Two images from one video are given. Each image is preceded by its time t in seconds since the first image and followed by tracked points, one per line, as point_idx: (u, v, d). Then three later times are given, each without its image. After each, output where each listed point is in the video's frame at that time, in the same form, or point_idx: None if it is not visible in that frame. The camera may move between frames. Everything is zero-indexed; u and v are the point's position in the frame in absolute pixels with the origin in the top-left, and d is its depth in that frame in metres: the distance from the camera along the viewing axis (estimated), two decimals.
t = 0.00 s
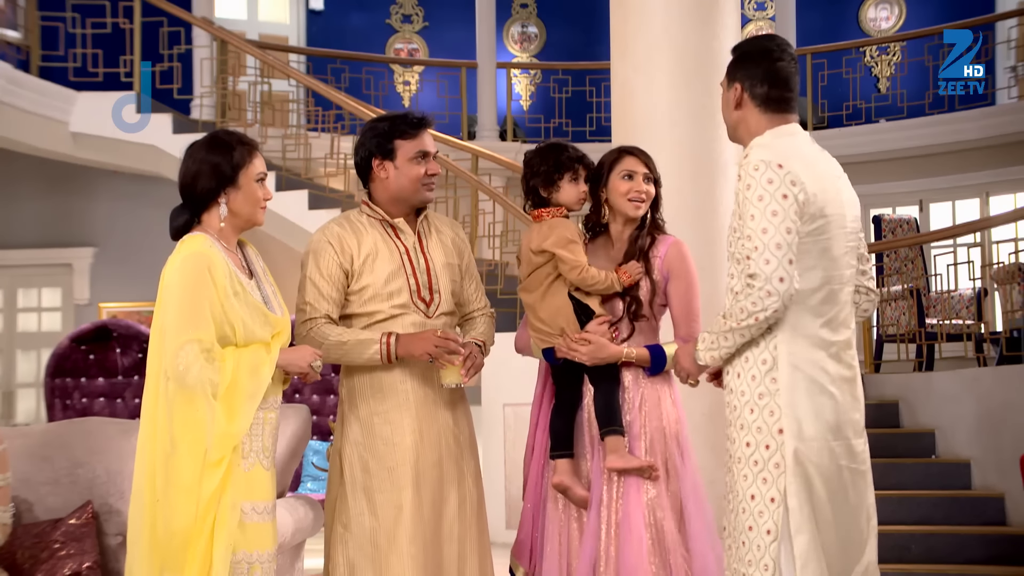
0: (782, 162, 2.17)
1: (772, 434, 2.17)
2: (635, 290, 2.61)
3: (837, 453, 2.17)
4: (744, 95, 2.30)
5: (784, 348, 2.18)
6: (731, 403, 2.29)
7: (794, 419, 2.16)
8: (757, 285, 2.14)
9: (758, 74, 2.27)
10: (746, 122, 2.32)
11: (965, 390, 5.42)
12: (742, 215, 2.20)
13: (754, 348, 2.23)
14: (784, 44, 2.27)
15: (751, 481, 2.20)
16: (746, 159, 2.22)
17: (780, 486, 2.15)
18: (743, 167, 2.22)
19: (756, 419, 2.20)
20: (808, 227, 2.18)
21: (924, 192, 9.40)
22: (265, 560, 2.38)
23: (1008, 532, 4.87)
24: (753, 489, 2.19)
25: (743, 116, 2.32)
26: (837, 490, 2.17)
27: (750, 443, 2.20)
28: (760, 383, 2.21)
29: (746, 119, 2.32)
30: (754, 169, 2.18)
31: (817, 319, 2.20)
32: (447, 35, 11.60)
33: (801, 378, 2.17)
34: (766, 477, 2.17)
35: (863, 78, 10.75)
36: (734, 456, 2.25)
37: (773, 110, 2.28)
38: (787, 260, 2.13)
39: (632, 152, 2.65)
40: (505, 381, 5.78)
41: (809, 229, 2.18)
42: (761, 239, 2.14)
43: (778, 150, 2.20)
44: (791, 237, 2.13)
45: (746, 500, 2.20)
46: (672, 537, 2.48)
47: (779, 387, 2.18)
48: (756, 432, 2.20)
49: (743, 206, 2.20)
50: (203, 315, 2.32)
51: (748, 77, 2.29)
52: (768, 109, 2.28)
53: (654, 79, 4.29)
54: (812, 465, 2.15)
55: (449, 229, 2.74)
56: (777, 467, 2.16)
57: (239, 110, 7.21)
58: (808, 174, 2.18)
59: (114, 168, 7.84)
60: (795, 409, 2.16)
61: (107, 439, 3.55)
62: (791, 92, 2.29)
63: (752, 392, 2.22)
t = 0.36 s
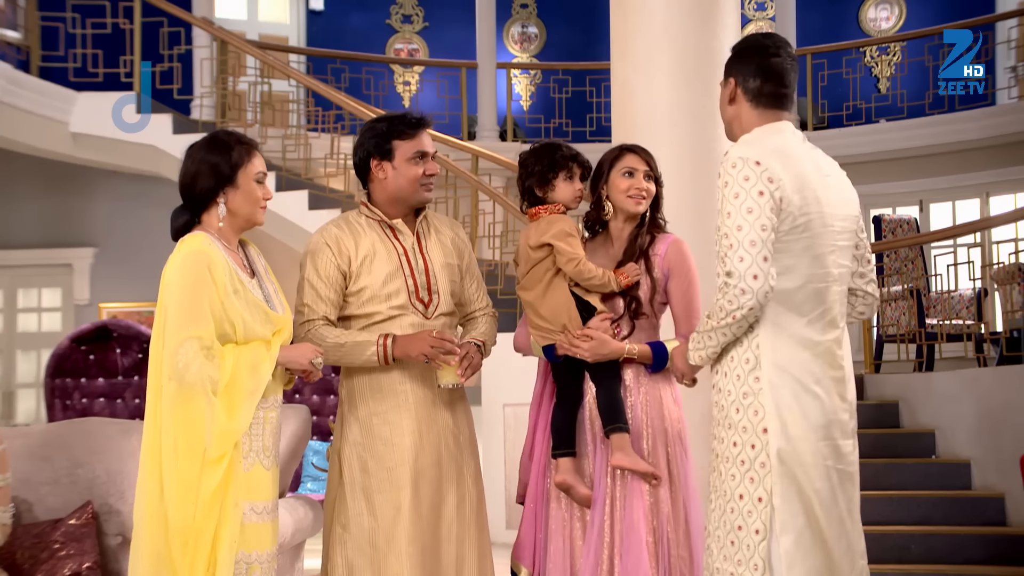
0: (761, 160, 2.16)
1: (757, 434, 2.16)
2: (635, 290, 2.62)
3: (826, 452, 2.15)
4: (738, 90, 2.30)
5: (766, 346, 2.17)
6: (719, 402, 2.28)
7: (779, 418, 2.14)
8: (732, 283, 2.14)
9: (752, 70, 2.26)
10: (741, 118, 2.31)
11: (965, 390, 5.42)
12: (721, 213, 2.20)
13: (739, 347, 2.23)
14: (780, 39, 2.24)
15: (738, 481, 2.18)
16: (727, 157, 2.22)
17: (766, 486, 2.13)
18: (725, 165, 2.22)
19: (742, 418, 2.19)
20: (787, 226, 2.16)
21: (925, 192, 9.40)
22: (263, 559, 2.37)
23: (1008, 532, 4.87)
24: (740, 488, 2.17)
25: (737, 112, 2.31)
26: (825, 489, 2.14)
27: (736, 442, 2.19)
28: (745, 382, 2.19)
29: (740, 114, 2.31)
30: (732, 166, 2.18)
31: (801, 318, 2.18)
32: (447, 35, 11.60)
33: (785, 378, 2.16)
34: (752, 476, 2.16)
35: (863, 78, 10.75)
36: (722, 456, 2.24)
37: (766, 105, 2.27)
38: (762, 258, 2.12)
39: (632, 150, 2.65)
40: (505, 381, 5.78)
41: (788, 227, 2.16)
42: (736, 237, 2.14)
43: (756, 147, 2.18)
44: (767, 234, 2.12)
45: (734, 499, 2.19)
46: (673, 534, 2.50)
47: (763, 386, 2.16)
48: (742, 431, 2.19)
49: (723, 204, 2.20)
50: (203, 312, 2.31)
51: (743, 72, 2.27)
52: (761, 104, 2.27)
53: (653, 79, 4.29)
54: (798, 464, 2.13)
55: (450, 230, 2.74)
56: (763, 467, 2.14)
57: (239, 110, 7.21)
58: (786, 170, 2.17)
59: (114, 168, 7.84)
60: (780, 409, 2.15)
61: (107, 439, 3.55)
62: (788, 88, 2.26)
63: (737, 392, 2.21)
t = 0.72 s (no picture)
0: (748, 157, 2.16)
1: (749, 432, 2.16)
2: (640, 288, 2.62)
3: (819, 450, 2.14)
4: (739, 85, 2.29)
5: (757, 344, 2.18)
6: (714, 401, 2.28)
7: (770, 416, 2.14)
8: (713, 281, 2.17)
9: (751, 63, 2.26)
10: (742, 116, 2.30)
11: (964, 389, 5.43)
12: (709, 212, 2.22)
13: (730, 346, 2.24)
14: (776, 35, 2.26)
15: (731, 480, 2.19)
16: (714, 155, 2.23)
17: (758, 485, 2.13)
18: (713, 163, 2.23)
19: (735, 416, 2.20)
20: (774, 224, 2.16)
21: (924, 192, 9.41)
22: (262, 559, 2.38)
23: (1007, 532, 4.87)
24: (733, 487, 2.18)
25: (738, 109, 2.30)
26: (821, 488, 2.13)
27: (728, 441, 2.21)
28: (737, 381, 2.20)
29: (742, 111, 2.30)
30: (719, 164, 2.19)
31: (792, 317, 2.17)
32: (447, 35, 11.59)
33: (777, 376, 2.16)
34: (745, 475, 2.16)
35: (863, 78, 10.75)
36: (715, 454, 2.25)
37: (766, 96, 2.26)
38: (743, 256, 2.14)
39: (635, 148, 2.65)
40: (505, 380, 5.78)
41: (775, 225, 2.16)
42: (719, 235, 2.16)
43: (743, 144, 2.19)
44: (749, 233, 2.13)
45: (727, 498, 2.20)
46: (678, 535, 2.51)
47: (754, 384, 2.17)
48: (734, 430, 2.19)
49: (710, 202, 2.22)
50: (202, 311, 2.31)
51: (744, 65, 2.27)
52: (762, 94, 2.26)
53: (654, 79, 4.29)
54: (791, 463, 2.12)
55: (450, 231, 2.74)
56: (755, 465, 2.14)
57: (239, 110, 7.22)
58: (772, 165, 2.16)
59: (114, 168, 7.83)
60: (772, 407, 2.14)
61: (107, 440, 3.55)
62: (788, 78, 2.26)
63: (730, 390, 2.22)
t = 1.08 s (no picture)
0: (774, 154, 2.15)
1: (763, 429, 2.15)
2: (648, 288, 2.62)
3: (829, 446, 2.16)
4: (735, 90, 2.28)
5: (775, 342, 2.16)
6: (722, 398, 2.27)
7: (785, 413, 2.14)
8: (748, 277, 2.12)
9: (744, 68, 2.27)
10: (740, 120, 2.29)
11: (964, 389, 5.43)
12: (732, 208, 2.18)
13: (746, 343, 2.22)
14: (762, 40, 2.29)
15: (741, 476, 2.18)
16: (737, 149, 2.20)
17: (770, 482, 2.13)
18: (735, 158, 2.20)
19: (747, 412, 2.18)
20: (797, 221, 2.16)
21: (925, 192, 9.41)
22: (259, 560, 2.37)
23: (1008, 532, 4.88)
24: (743, 484, 2.18)
25: (737, 115, 2.29)
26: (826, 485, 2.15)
27: (741, 437, 2.19)
28: (752, 377, 2.19)
29: (740, 116, 2.29)
30: (745, 160, 2.16)
31: (805, 314, 2.18)
32: (448, 35, 11.59)
33: (791, 371, 2.16)
34: (756, 472, 2.16)
35: (864, 78, 10.74)
36: (725, 451, 2.24)
37: (764, 99, 2.26)
38: (778, 251, 2.11)
39: (642, 147, 2.65)
40: (505, 380, 5.79)
41: (799, 221, 2.16)
42: (751, 231, 2.13)
43: (769, 141, 2.17)
44: (782, 230, 2.12)
45: (736, 495, 2.19)
46: (677, 537, 2.52)
47: (770, 380, 2.16)
48: (747, 426, 2.18)
49: (735, 196, 2.18)
50: (198, 311, 2.33)
51: (741, 70, 2.27)
52: (762, 98, 2.26)
53: (654, 80, 4.29)
54: (801, 459, 2.14)
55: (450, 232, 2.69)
56: (768, 462, 2.14)
57: (240, 110, 7.23)
58: (797, 164, 2.16)
59: (115, 168, 7.84)
60: (786, 403, 2.15)
61: (107, 440, 3.55)
62: (783, 80, 2.27)
63: (743, 386, 2.20)
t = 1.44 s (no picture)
0: (784, 154, 2.15)
1: (775, 428, 2.15)
2: (651, 287, 2.61)
3: (838, 447, 2.16)
4: (739, 93, 2.27)
5: (786, 342, 2.16)
6: (732, 398, 2.26)
7: (797, 413, 2.14)
8: (761, 277, 2.12)
9: (746, 70, 2.26)
10: (744, 124, 2.28)
11: (969, 389, 5.42)
12: (743, 208, 2.18)
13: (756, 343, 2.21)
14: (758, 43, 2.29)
15: (753, 477, 2.18)
16: (747, 150, 2.20)
17: (784, 482, 2.13)
18: (744, 159, 2.20)
19: (759, 413, 2.18)
20: (808, 221, 2.16)
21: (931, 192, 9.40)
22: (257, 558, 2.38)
23: (1012, 532, 4.87)
24: (755, 484, 2.17)
25: (741, 118, 2.28)
26: (836, 486, 2.15)
27: (752, 437, 2.18)
28: (763, 377, 2.18)
29: (746, 120, 2.28)
30: (756, 161, 2.16)
31: (815, 315, 2.18)
32: (453, 35, 11.59)
33: (802, 372, 2.16)
34: (769, 472, 2.15)
35: (870, 77, 10.73)
36: (735, 452, 2.23)
37: (769, 103, 2.26)
38: (791, 252, 2.11)
39: (643, 147, 2.65)
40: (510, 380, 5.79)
41: (810, 221, 2.16)
42: (763, 231, 2.12)
43: (779, 141, 2.17)
44: (794, 229, 2.12)
45: (748, 495, 2.18)
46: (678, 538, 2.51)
47: (782, 380, 2.16)
48: (758, 426, 2.17)
49: (745, 199, 2.18)
50: (187, 313, 2.32)
51: (745, 76, 2.27)
52: (765, 102, 2.26)
53: (656, 78, 4.28)
54: (814, 460, 2.14)
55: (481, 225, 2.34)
56: (781, 462, 2.14)
57: (245, 110, 7.23)
58: (807, 164, 2.16)
59: (120, 168, 7.84)
60: (798, 403, 2.14)
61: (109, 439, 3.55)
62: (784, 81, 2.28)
63: (754, 386, 2.19)
